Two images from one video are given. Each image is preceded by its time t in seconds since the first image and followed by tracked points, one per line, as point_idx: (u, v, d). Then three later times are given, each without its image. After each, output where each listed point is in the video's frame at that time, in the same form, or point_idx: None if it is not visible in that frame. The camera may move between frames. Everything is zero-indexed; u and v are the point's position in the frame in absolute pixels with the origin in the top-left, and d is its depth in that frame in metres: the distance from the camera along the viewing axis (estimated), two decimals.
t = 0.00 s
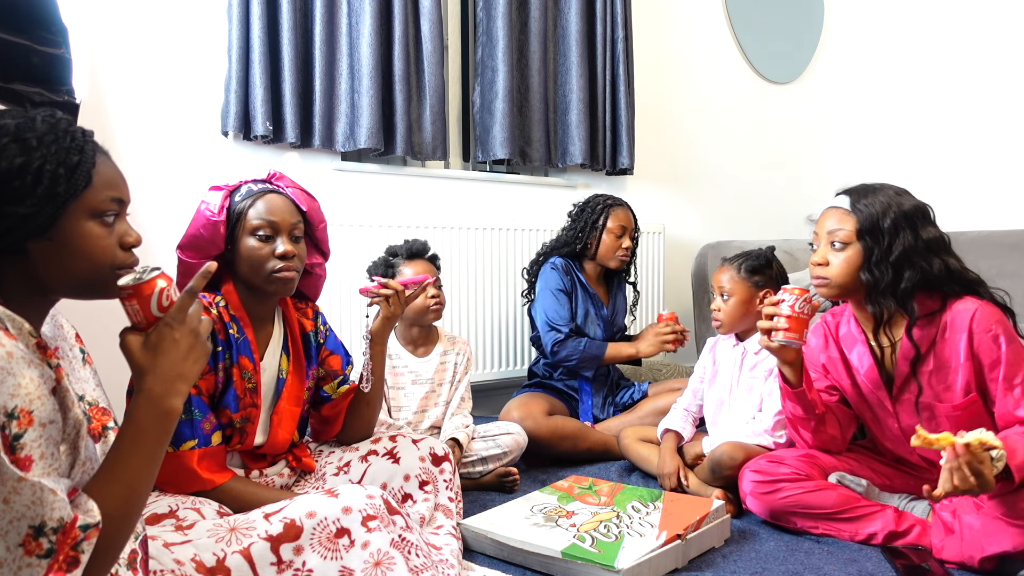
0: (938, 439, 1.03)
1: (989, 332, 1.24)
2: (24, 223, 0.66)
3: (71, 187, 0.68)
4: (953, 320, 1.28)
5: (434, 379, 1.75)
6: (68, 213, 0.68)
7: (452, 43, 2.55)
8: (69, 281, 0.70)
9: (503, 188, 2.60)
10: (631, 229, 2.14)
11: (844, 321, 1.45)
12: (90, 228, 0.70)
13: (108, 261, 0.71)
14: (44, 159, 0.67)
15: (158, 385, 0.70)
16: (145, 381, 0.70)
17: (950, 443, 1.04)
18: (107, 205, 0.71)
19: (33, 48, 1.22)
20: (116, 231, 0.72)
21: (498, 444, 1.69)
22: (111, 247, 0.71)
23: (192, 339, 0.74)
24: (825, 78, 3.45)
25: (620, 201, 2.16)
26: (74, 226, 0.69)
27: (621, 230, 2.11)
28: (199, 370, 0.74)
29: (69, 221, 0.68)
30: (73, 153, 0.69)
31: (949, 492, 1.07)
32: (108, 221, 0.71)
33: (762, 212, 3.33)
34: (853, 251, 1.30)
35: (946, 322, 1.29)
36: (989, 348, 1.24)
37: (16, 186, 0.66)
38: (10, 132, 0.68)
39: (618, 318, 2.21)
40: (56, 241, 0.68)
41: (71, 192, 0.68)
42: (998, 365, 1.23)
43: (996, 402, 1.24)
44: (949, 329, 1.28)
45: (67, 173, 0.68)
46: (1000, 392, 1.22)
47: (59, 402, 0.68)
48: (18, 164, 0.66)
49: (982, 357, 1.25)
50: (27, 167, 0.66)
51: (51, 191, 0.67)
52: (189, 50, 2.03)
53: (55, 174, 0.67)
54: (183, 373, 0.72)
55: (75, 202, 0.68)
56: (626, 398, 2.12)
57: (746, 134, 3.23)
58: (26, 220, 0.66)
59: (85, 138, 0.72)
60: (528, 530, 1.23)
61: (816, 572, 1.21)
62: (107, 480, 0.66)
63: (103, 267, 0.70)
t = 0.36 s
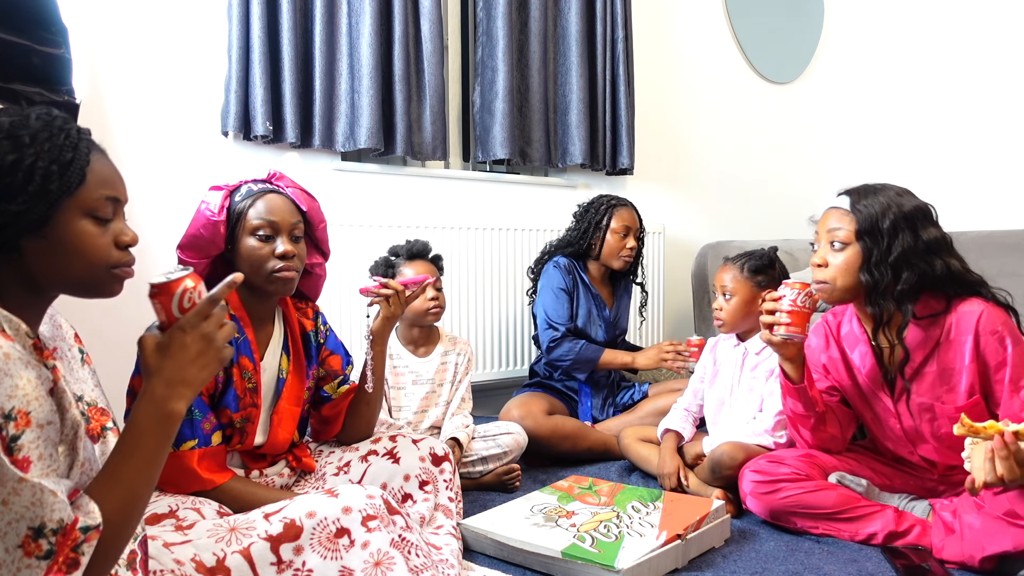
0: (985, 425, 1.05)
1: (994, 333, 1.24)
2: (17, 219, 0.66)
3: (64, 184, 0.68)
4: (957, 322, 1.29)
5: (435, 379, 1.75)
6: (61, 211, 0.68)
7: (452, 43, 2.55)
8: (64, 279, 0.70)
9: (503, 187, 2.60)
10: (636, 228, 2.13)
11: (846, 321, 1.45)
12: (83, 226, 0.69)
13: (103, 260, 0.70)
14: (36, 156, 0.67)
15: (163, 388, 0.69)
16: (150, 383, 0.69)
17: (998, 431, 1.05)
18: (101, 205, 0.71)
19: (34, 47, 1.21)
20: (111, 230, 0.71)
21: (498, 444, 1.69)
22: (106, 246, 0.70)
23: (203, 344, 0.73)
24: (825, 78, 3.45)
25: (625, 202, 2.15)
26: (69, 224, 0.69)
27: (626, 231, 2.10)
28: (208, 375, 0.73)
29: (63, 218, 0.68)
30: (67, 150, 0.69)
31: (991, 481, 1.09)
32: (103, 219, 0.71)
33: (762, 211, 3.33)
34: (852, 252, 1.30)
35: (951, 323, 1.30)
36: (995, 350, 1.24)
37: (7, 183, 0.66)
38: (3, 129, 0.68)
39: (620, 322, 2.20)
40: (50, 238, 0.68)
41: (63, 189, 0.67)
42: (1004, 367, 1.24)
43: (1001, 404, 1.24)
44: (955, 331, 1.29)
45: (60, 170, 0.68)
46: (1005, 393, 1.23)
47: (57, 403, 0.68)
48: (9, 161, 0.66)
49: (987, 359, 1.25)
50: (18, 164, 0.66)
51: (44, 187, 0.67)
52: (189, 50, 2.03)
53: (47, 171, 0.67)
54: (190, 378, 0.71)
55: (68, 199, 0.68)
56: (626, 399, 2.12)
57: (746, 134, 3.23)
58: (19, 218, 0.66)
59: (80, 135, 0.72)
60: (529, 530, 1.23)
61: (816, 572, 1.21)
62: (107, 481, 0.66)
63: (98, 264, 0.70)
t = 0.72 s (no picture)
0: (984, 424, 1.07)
1: (995, 333, 1.25)
2: (79, 208, 0.68)
3: (107, 176, 0.71)
4: (959, 323, 1.29)
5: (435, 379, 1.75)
6: (101, 203, 0.70)
7: (452, 43, 2.55)
8: (87, 271, 0.71)
9: (503, 188, 2.60)
10: (630, 222, 2.13)
11: (845, 320, 1.45)
12: (111, 221, 0.72)
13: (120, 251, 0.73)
14: (87, 150, 0.69)
15: (181, 402, 0.69)
16: (169, 397, 0.70)
17: (995, 431, 1.07)
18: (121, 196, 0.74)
19: (34, 48, 1.12)
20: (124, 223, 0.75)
21: (498, 444, 1.69)
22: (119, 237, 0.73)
23: (225, 360, 0.72)
24: (826, 77, 3.45)
25: (615, 197, 2.18)
26: (105, 216, 0.71)
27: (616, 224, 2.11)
28: (227, 391, 0.73)
29: (103, 211, 0.71)
30: (104, 146, 0.72)
31: (990, 481, 1.08)
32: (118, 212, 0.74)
33: (762, 211, 3.33)
34: (853, 252, 1.30)
35: (952, 325, 1.29)
36: (996, 350, 1.25)
37: (65, 176, 0.67)
38: (43, 121, 0.67)
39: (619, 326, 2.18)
40: (93, 231, 0.70)
41: (108, 181, 0.70)
42: (1004, 367, 1.24)
43: (1001, 404, 1.24)
44: (955, 331, 1.29)
45: (104, 164, 0.71)
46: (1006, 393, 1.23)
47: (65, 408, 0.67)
48: (69, 153, 0.67)
49: (988, 359, 1.26)
50: (76, 158, 0.68)
51: (95, 180, 0.69)
52: (189, 50, 2.03)
53: (97, 164, 0.70)
54: (209, 394, 0.71)
55: (107, 191, 0.71)
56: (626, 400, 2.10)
57: (746, 133, 3.23)
58: (76, 207, 0.67)
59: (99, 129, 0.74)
60: (528, 530, 1.23)
61: (816, 572, 1.21)
62: (120, 493, 0.67)
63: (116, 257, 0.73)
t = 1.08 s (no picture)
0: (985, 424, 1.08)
1: (995, 333, 1.25)
2: (87, 210, 0.68)
3: (114, 177, 0.71)
4: (958, 323, 1.29)
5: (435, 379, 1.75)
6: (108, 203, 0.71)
7: (452, 43, 2.55)
8: (92, 270, 0.71)
9: (503, 187, 2.60)
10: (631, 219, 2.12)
11: (845, 320, 1.45)
12: (115, 219, 0.72)
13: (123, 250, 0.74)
14: (95, 151, 0.69)
15: (182, 410, 0.69)
16: (171, 404, 0.70)
17: (996, 430, 1.07)
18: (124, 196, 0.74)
19: (33, 47, 1.07)
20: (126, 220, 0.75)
21: (498, 444, 1.69)
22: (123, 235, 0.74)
23: (229, 368, 0.72)
24: (826, 77, 3.45)
25: (616, 197, 2.17)
26: (111, 216, 0.71)
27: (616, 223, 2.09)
28: (231, 400, 0.72)
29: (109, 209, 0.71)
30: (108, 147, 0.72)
31: (990, 481, 1.08)
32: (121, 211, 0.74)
33: (762, 211, 3.33)
34: (853, 252, 1.30)
35: (952, 325, 1.29)
36: (996, 351, 1.25)
37: (76, 177, 0.67)
38: (52, 122, 0.67)
39: (620, 330, 2.17)
40: (100, 231, 0.70)
41: (115, 181, 0.71)
42: (1004, 367, 1.24)
43: (1001, 404, 1.24)
44: (955, 331, 1.29)
45: (111, 165, 0.71)
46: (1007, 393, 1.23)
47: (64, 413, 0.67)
48: (78, 154, 0.67)
49: (988, 360, 1.26)
50: (85, 160, 0.68)
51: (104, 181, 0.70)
52: (189, 50, 2.03)
53: (105, 165, 0.70)
54: (212, 403, 0.71)
55: (113, 191, 0.72)
56: (626, 400, 2.10)
57: (746, 134, 3.23)
58: (84, 208, 0.68)
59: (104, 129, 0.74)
60: (528, 530, 1.23)
61: (816, 573, 1.21)
62: (120, 500, 0.67)
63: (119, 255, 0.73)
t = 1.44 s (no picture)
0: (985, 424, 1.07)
1: (994, 333, 1.25)
2: (80, 210, 0.68)
3: (109, 176, 0.71)
4: (958, 323, 1.29)
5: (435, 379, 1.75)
6: (102, 203, 0.70)
7: (452, 43, 2.55)
8: (89, 270, 0.71)
9: (503, 187, 2.60)
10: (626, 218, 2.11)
11: (845, 320, 1.45)
12: (111, 219, 0.72)
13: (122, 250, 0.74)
14: (88, 150, 0.69)
15: (179, 408, 0.69)
16: (169, 401, 0.70)
17: (997, 430, 1.07)
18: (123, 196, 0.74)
19: (33, 47, 1.06)
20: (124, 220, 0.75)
21: (499, 445, 1.69)
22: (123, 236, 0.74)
23: (225, 366, 0.72)
24: (826, 77, 3.45)
25: (612, 196, 2.18)
26: (107, 215, 0.71)
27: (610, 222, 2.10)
28: (228, 397, 0.72)
29: (103, 208, 0.71)
30: (104, 145, 0.72)
31: (990, 481, 1.09)
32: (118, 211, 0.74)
33: (762, 211, 3.33)
34: (852, 253, 1.30)
35: (952, 326, 1.29)
36: (996, 351, 1.25)
37: (68, 176, 0.67)
38: (44, 120, 0.67)
39: (619, 330, 2.17)
40: (95, 231, 0.70)
41: (109, 180, 0.70)
42: (1004, 368, 1.24)
43: (1001, 405, 1.24)
44: (955, 331, 1.29)
45: (105, 164, 0.71)
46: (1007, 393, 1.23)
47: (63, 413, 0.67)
48: (70, 153, 0.67)
49: (988, 360, 1.26)
50: (77, 158, 0.68)
51: (98, 178, 0.69)
52: (189, 50, 2.03)
53: (100, 164, 0.70)
54: (208, 400, 0.70)
55: (108, 190, 0.71)
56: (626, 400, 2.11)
57: (746, 134, 3.23)
58: (77, 208, 0.68)
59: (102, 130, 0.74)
60: (529, 530, 1.23)
61: (816, 573, 1.21)
62: (119, 499, 0.67)
63: (118, 256, 0.73)
